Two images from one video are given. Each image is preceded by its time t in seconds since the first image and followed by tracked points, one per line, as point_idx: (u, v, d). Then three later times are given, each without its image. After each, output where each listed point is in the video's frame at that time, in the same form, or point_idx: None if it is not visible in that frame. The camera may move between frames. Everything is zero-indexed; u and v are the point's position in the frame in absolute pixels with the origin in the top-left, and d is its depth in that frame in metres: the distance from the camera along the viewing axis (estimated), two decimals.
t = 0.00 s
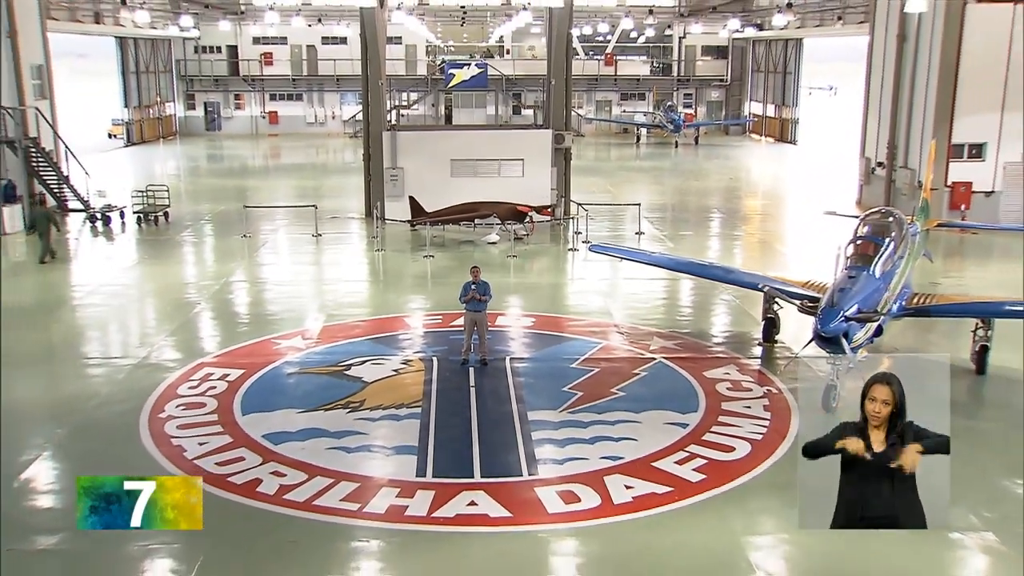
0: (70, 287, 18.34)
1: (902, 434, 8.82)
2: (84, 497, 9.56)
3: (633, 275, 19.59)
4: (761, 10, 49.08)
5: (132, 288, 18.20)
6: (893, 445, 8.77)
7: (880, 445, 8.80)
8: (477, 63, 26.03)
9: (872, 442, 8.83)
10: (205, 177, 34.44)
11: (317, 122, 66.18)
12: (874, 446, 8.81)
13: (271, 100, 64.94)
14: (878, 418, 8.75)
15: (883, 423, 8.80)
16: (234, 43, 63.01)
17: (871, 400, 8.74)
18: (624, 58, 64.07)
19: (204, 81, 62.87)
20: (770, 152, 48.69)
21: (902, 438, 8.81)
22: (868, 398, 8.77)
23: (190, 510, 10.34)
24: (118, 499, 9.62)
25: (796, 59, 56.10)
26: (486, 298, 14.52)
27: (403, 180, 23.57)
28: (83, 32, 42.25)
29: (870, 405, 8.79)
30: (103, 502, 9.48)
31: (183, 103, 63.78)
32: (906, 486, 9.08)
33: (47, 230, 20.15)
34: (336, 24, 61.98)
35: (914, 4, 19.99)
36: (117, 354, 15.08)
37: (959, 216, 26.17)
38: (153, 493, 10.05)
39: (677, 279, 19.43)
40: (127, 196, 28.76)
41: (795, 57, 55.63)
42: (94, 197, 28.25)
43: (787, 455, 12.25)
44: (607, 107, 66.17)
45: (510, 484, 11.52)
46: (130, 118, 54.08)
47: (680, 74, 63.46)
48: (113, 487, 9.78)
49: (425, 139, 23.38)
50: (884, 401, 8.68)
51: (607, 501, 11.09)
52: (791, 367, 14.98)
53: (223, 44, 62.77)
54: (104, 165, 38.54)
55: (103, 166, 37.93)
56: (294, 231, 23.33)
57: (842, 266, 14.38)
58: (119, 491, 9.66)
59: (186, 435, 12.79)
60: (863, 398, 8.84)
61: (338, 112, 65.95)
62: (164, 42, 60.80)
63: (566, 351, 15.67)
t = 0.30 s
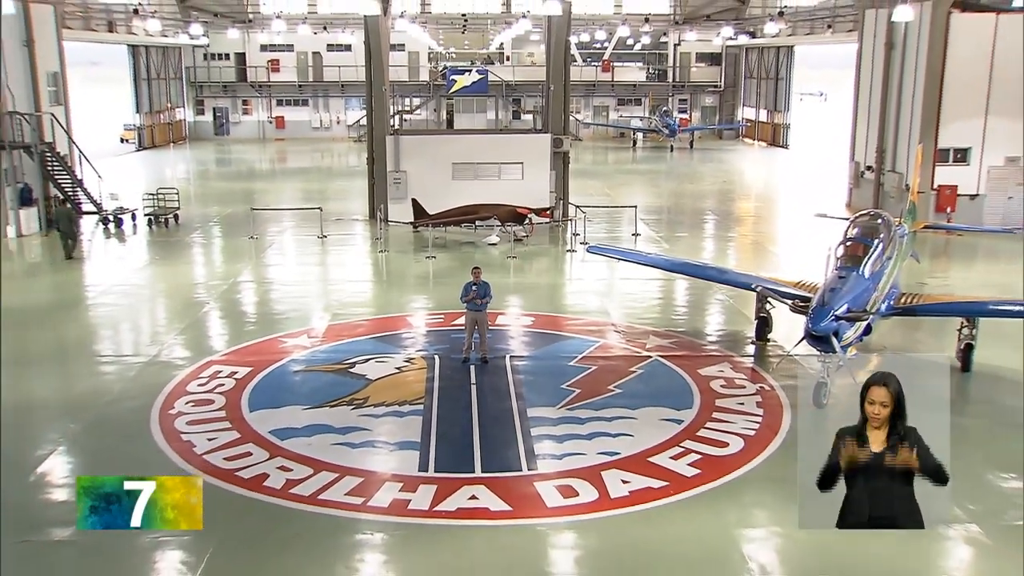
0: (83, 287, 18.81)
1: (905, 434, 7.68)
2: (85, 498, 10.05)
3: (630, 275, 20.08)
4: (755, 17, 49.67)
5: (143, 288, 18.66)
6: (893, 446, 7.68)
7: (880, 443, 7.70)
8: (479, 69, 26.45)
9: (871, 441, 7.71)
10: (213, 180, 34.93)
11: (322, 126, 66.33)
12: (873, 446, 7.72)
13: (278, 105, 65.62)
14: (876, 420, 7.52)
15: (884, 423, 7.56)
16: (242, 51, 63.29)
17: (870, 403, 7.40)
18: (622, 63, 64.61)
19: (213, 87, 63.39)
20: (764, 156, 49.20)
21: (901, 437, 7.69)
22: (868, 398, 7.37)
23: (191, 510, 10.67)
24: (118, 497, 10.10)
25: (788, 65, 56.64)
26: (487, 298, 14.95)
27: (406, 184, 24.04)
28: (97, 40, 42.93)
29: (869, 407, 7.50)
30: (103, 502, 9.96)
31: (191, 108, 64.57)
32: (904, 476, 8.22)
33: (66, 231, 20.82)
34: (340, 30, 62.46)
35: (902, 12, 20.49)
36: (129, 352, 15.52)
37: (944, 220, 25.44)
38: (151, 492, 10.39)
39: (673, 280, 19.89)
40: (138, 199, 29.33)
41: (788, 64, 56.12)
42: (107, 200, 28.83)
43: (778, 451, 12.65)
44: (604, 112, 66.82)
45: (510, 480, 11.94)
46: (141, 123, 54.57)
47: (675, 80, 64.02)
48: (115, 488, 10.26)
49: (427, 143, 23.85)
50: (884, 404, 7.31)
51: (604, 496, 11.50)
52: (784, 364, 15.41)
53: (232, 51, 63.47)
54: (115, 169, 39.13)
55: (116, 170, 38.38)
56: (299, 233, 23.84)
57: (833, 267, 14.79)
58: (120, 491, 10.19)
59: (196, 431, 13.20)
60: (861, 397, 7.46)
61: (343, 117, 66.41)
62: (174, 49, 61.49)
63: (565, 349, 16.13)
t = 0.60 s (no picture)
0: (94, 287, 19.23)
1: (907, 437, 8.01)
2: (84, 496, 10.18)
3: (627, 275, 20.47)
4: (749, 24, 50.19)
5: (153, 288, 19.06)
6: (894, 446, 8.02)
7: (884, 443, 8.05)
8: (480, 74, 26.81)
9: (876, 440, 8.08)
10: (220, 182, 35.36)
11: (327, 130, 67.03)
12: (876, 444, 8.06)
13: (284, 109, 66.17)
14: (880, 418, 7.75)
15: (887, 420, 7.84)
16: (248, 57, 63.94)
17: (872, 400, 7.65)
18: (620, 67, 65.11)
19: (221, 93, 63.83)
20: (758, 160, 49.61)
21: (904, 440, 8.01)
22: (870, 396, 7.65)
23: (192, 509, 10.66)
24: (116, 498, 10.24)
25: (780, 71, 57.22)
26: (487, 297, 15.32)
27: (409, 186, 24.42)
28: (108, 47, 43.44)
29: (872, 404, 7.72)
30: (102, 502, 10.16)
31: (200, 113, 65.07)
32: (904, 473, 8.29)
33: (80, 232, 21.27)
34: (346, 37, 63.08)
35: (891, 20, 20.85)
36: (139, 351, 15.92)
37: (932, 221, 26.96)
38: (152, 493, 10.44)
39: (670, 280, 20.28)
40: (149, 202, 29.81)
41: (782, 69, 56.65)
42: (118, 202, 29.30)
43: (770, 447, 13.03)
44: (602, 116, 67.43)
45: (510, 475, 12.33)
46: (151, 127, 55.17)
47: (671, 85, 64.53)
48: (113, 487, 10.35)
49: (429, 147, 24.26)
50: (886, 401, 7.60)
51: (602, 491, 11.88)
52: (777, 363, 15.79)
53: (240, 57, 63.93)
54: (126, 172, 39.66)
55: (127, 173, 38.88)
56: (304, 234, 24.25)
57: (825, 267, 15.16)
58: (119, 490, 10.29)
59: (204, 427, 13.58)
60: (864, 393, 7.75)
61: (347, 121, 67.08)
62: (183, 56, 61.96)
63: (563, 348, 16.52)
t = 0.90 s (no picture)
0: (103, 287, 19.57)
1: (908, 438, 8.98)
2: (84, 496, 10.32)
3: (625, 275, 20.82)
4: (744, 30, 50.73)
5: (161, 288, 19.40)
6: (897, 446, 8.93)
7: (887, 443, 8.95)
8: (480, 79, 27.20)
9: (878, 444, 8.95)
10: (226, 185, 35.72)
11: (330, 134, 67.43)
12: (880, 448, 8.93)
13: (288, 113, 66.51)
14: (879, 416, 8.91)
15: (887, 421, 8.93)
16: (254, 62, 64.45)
17: (870, 400, 8.93)
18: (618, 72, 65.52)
19: (227, 97, 64.07)
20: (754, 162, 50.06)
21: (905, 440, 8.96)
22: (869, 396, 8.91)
23: (192, 509, 10.92)
24: (116, 498, 10.39)
25: (775, 74, 57.69)
26: (486, 297, 15.62)
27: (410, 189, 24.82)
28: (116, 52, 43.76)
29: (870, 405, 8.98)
30: (103, 502, 10.31)
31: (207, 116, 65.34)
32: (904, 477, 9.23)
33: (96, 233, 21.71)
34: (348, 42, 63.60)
35: (882, 26, 21.20)
36: (147, 349, 16.25)
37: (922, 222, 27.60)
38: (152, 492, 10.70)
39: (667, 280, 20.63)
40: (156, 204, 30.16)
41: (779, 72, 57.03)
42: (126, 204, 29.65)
43: (764, 444, 13.35)
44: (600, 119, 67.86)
45: (509, 471, 12.65)
46: (158, 130, 55.56)
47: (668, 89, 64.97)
48: (114, 486, 10.54)
49: (429, 150, 24.59)
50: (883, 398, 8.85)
51: (600, 487, 12.20)
52: (772, 361, 16.13)
53: (246, 63, 64.61)
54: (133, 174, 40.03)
55: (134, 176, 39.23)
56: (308, 235, 24.61)
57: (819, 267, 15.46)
58: (119, 490, 10.48)
59: (211, 424, 13.90)
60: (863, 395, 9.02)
61: (350, 124, 67.51)
62: (190, 60, 62.34)
63: (562, 347, 16.84)
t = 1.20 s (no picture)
0: (112, 287, 19.87)
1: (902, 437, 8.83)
2: (84, 496, 9.92)
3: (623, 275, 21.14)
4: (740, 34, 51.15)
5: (168, 288, 19.72)
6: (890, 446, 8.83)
7: (880, 444, 8.84)
8: (480, 83, 27.57)
9: (872, 443, 8.84)
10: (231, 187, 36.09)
11: (334, 137, 67.63)
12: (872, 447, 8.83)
13: (292, 117, 66.77)
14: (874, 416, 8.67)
15: (881, 419, 8.78)
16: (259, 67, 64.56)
17: (867, 398, 8.62)
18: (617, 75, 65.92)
19: (232, 101, 64.46)
20: (751, 164, 50.50)
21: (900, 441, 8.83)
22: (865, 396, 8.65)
23: (193, 509, 10.44)
24: (116, 498, 9.95)
25: (770, 77, 58.07)
26: (487, 297, 15.92)
27: (411, 191, 25.17)
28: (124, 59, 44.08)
29: (867, 402, 8.68)
30: (102, 501, 9.89)
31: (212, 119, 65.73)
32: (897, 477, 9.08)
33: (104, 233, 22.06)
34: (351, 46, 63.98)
35: (874, 32, 21.50)
36: (154, 348, 16.56)
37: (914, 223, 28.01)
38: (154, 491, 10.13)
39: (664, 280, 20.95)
40: (163, 206, 30.51)
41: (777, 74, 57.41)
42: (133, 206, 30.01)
43: (759, 441, 13.64)
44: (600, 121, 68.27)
45: (510, 467, 12.96)
46: (166, 134, 55.91)
47: (666, 92, 65.39)
48: (114, 484, 10.00)
49: (430, 153, 24.92)
50: (881, 398, 8.58)
51: (598, 483, 12.51)
52: (768, 360, 16.42)
53: (251, 67, 64.86)
54: (139, 177, 40.36)
55: (141, 178, 39.58)
56: (311, 236, 24.95)
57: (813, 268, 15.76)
58: (119, 489, 9.99)
59: (218, 422, 14.21)
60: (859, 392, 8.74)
61: (353, 127, 67.88)
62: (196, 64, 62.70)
63: (562, 345, 17.17)
